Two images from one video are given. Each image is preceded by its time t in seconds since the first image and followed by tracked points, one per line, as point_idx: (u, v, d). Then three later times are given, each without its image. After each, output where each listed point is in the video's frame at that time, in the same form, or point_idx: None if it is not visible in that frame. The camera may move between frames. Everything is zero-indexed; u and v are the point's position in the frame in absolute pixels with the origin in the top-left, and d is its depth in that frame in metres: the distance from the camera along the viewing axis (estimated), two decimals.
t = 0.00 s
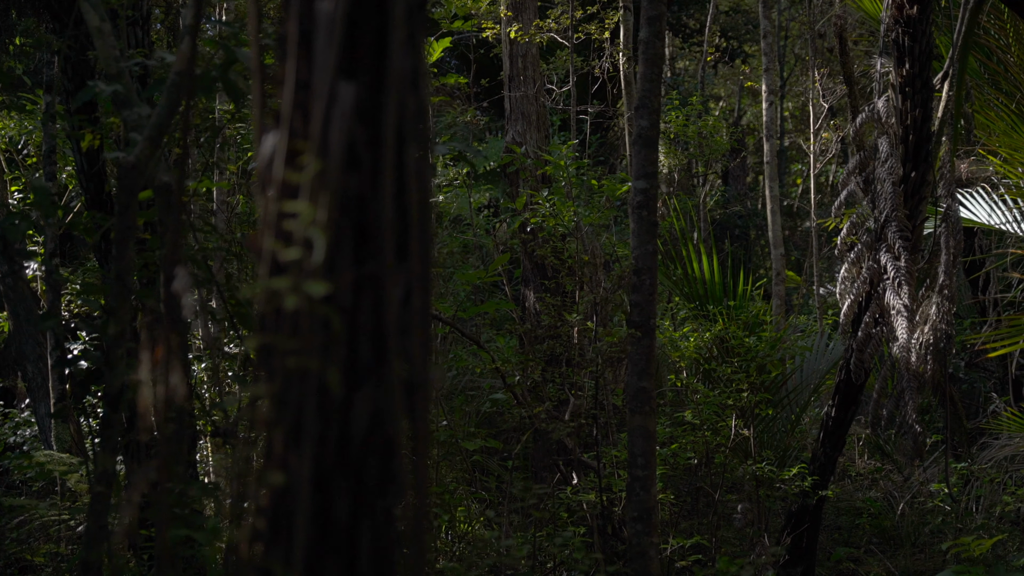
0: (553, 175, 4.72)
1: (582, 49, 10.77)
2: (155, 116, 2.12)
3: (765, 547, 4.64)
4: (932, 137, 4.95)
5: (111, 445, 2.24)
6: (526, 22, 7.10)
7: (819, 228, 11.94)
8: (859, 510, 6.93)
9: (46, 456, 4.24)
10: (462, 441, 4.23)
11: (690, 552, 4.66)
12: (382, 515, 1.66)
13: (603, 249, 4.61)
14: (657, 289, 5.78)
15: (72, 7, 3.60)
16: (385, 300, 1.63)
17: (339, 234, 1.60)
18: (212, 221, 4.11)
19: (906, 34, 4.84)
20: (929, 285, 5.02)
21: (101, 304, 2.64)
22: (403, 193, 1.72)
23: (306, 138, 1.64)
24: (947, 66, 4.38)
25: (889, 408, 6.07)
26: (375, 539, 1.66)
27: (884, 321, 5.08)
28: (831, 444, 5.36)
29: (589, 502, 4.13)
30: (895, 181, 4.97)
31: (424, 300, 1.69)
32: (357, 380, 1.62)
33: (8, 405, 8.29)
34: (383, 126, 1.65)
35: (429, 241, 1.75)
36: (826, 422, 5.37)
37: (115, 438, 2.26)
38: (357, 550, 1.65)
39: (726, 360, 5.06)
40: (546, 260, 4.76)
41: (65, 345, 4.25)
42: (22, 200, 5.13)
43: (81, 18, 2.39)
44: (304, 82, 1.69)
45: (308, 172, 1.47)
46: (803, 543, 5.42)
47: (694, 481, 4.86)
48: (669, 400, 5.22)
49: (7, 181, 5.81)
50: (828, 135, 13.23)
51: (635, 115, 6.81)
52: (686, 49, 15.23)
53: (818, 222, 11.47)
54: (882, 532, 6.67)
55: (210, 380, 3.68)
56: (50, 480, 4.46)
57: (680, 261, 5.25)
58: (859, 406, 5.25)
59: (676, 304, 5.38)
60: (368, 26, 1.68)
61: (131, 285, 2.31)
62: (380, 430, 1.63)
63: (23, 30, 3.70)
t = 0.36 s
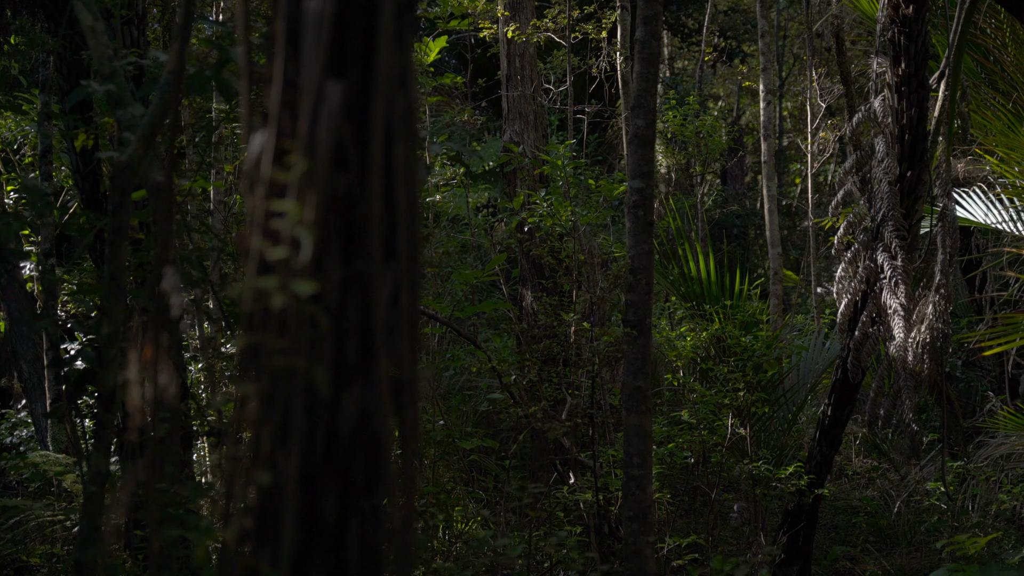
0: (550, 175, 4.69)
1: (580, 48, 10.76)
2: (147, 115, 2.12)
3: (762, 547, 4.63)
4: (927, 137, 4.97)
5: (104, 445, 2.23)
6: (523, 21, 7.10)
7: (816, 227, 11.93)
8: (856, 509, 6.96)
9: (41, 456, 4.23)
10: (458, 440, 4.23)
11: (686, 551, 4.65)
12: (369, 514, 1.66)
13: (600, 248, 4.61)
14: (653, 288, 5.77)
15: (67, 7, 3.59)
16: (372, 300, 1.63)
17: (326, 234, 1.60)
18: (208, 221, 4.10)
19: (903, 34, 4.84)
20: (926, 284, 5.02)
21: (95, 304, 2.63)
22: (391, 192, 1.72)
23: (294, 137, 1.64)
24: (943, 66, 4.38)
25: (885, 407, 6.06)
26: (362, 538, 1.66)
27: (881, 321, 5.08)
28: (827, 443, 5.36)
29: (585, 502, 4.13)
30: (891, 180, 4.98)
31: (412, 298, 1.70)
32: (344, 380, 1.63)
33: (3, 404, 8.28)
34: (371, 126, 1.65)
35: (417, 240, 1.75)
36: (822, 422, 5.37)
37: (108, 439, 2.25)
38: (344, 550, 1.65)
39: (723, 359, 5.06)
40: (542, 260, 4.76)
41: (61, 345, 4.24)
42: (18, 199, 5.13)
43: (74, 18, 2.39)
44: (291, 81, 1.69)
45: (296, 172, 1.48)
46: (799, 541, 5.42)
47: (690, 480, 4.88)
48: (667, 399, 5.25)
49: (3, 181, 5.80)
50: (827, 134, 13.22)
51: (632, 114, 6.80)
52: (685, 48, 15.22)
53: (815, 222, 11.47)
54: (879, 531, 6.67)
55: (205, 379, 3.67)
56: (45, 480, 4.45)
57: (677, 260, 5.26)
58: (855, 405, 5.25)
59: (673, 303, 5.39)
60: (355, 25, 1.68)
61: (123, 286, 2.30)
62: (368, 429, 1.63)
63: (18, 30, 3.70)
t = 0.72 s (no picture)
0: (544, 174, 4.64)
1: (575, 47, 10.75)
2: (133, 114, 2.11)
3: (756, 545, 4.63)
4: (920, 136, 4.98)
5: (93, 446, 2.22)
6: (517, 21, 7.11)
7: (811, 226, 11.94)
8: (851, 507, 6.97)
9: (34, 456, 4.21)
10: (452, 440, 4.22)
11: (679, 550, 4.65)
12: (353, 513, 1.66)
13: (595, 247, 4.61)
14: (647, 288, 5.77)
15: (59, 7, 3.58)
16: (356, 299, 1.63)
17: (309, 232, 1.60)
18: (201, 220, 4.10)
19: (895, 33, 4.85)
20: (920, 282, 5.02)
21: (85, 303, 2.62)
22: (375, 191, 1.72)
23: (277, 135, 1.64)
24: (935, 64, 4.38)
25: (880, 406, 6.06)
26: (346, 536, 1.66)
27: (876, 319, 5.08)
28: (820, 442, 5.35)
29: (578, 501, 4.12)
30: (885, 179, 4.98)
31: (396, 297, 1.69)
32: (328, 379, 1.63)
33: None
34: (355, 124, 1.65)
35: (401, 239, 1.75)
36: (815, 420, 5.36)
37: (97, 440, 2.24)
38: (328, 548, 1.65)
39: (716, 358, 5.07)
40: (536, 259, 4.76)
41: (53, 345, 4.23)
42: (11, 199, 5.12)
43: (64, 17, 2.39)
44: (275, 80, 1.69)
45: (279, 170, 1.48)
46: (792, 540, 5.42)
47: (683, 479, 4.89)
48: (661, 398, 5.26)
49: None
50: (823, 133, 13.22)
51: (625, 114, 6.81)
52: (680, 47, 15.22)
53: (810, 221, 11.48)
54: (873, 530, 6.67)
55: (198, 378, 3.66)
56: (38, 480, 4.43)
57: (670, 260, 5.26)
58: (848, 404, 5.25)
59: (667, 303, 5.40)
60: (339, 24, 1.68)
61: (112, 286, 2.29)
62: (351, 428, 1.63)
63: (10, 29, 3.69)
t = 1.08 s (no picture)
0: (534, 172, 4.64)
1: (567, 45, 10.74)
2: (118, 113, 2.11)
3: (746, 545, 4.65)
4: (910, 135, 5.00)
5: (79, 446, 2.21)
6: (508, 19, 7.11)
7: (802, 224, 11.96)
8: (841, 505, 6.96)
9: (24, 455, 4.19)
10: (442, 438, 4.23)
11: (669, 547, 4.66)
12: (333, 511, 1.66)
13: (586, 245, 4.62)
14: (638, 286, 5.78)
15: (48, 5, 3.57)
16: (336, 297, 1.64)
17: (289, 231, 1.60)
18: (192, 218, 4.09)
19: (885, 32, 4.86)
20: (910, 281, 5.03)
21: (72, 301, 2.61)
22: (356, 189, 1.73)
23: (258, 133, 1.64)
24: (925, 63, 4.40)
25: (870, 404, 6.07)
26: (325, 534, 1.65)
27: (867, 318, 5.10)
28: (810, 440, 5.36)
29: (568, 499, 4.13)
30: (875, 178, 5.00)
31: (377, 296, 1.70)
32: (308, 377, 1.63)
33: None
34: (336, 123, 1.65)
35: (383, 238, 1.76)
36: (806, 418, 5.37)
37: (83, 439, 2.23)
38: (308, 546, 1.65)
39: (707, 356, 5.08)
40: (527, 257, 4.77)
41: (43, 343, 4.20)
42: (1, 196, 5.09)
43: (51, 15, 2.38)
44: (255, 78, 1.68)
45: (259, 169, 1.48)
46: (782, 538, 5.43)
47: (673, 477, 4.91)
48: (653, 397, 5.26)
49: None
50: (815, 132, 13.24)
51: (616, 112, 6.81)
52: (672, 46, 15.23)
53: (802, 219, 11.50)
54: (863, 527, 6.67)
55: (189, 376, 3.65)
56: (28, 479, 4.41)
57: (661, 258, 5.26)
58: (838, 402, 5.26)
59: (658, 301, 5.40)
60: (320, 22, 1.68)
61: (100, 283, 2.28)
62: (332, 425, 1.64)
63: None
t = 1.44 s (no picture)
0: (523, 171, 4.65)
1: (557, 43, 10.72)
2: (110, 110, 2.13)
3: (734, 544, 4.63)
4: (897, 134, 5.02)
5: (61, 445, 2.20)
6: (497, 17, 7.10)
7: (792, 223, 11.98)
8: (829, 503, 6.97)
9: (10, 454, 4.16)
10: (431, 436, 4.23)
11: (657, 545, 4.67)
12: (310, 508, 1.65)
13: (575, 243, 4.63)
14: (627, 284, 5.79)
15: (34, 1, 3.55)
16: (314, 293, 1.64)
17: (267, 228, 1.60)
18: (179, 216, 4.07)
19: (872, 30, 4.88)
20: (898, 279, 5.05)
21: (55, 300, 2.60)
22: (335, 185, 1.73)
23: (235, 131, 1.64)
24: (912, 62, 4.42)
25: (858, 402, 6.10)
26: (302, 532, 1.65)
27: (855, 316, 5.13)
28: (798, 437, 5.38)
29: (557, 497, 4.14)
30: (863, 177, 5.02)
31: (356, 292, 1.70)
32: (286, 374, 1.63)
33: None
34: (314, 119, 1.65)
35: (362, 234, 1.76)
36: (793, 416, 5.39)
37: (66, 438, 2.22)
38: (284, 544, 1.64)
39: (695, 355, 5.09)
40: (515, 256, 4.77)
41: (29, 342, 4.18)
42: None
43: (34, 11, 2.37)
44: (233, 75, 1.68)
45: (236, 165, 1.47)
46: (770, 536, 5.45)
47: (660, 475, 4.92)
48: (642, 395, 5.28)
49: None
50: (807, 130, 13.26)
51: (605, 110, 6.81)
52: (664, 44, 15.22)
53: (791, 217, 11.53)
54: (851, 525, 6.69)
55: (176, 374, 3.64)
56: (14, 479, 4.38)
57: (650, 256, 5.28)
58: (826, 399, 5.28)
59: (647, 299, 5.42)
60: (299, 18, 1.68)
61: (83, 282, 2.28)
62: (309, 422, 1.63)
63: None
